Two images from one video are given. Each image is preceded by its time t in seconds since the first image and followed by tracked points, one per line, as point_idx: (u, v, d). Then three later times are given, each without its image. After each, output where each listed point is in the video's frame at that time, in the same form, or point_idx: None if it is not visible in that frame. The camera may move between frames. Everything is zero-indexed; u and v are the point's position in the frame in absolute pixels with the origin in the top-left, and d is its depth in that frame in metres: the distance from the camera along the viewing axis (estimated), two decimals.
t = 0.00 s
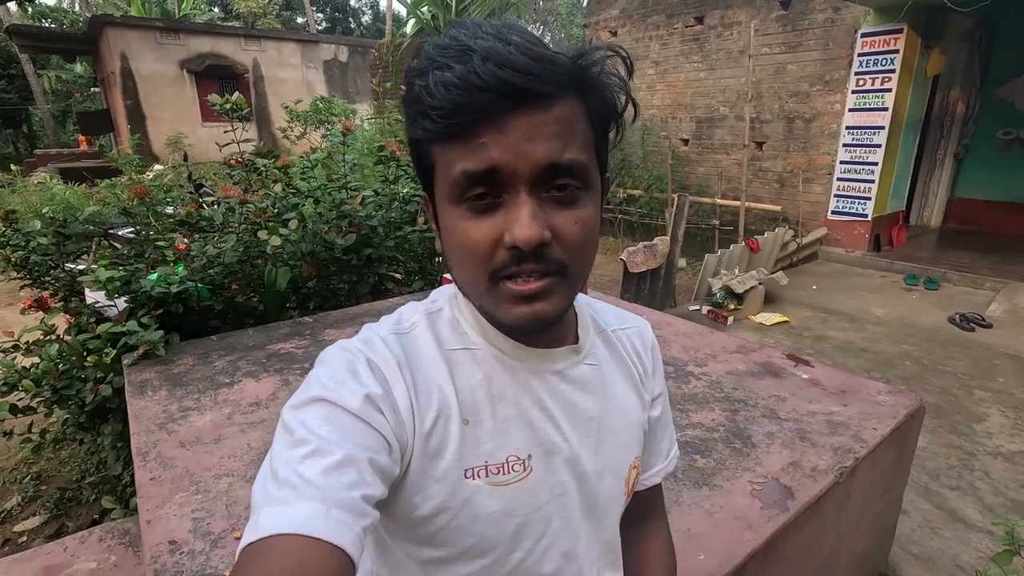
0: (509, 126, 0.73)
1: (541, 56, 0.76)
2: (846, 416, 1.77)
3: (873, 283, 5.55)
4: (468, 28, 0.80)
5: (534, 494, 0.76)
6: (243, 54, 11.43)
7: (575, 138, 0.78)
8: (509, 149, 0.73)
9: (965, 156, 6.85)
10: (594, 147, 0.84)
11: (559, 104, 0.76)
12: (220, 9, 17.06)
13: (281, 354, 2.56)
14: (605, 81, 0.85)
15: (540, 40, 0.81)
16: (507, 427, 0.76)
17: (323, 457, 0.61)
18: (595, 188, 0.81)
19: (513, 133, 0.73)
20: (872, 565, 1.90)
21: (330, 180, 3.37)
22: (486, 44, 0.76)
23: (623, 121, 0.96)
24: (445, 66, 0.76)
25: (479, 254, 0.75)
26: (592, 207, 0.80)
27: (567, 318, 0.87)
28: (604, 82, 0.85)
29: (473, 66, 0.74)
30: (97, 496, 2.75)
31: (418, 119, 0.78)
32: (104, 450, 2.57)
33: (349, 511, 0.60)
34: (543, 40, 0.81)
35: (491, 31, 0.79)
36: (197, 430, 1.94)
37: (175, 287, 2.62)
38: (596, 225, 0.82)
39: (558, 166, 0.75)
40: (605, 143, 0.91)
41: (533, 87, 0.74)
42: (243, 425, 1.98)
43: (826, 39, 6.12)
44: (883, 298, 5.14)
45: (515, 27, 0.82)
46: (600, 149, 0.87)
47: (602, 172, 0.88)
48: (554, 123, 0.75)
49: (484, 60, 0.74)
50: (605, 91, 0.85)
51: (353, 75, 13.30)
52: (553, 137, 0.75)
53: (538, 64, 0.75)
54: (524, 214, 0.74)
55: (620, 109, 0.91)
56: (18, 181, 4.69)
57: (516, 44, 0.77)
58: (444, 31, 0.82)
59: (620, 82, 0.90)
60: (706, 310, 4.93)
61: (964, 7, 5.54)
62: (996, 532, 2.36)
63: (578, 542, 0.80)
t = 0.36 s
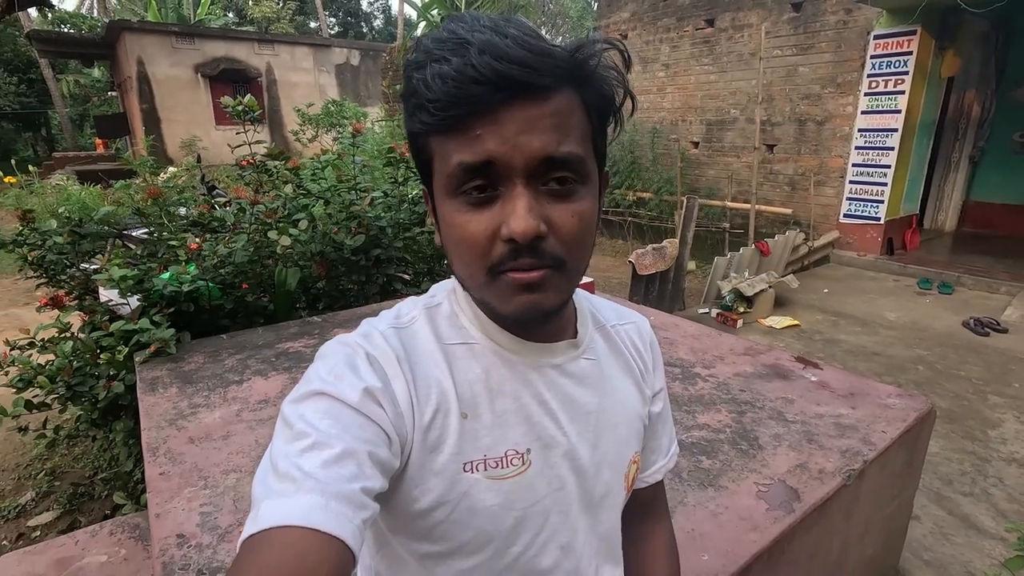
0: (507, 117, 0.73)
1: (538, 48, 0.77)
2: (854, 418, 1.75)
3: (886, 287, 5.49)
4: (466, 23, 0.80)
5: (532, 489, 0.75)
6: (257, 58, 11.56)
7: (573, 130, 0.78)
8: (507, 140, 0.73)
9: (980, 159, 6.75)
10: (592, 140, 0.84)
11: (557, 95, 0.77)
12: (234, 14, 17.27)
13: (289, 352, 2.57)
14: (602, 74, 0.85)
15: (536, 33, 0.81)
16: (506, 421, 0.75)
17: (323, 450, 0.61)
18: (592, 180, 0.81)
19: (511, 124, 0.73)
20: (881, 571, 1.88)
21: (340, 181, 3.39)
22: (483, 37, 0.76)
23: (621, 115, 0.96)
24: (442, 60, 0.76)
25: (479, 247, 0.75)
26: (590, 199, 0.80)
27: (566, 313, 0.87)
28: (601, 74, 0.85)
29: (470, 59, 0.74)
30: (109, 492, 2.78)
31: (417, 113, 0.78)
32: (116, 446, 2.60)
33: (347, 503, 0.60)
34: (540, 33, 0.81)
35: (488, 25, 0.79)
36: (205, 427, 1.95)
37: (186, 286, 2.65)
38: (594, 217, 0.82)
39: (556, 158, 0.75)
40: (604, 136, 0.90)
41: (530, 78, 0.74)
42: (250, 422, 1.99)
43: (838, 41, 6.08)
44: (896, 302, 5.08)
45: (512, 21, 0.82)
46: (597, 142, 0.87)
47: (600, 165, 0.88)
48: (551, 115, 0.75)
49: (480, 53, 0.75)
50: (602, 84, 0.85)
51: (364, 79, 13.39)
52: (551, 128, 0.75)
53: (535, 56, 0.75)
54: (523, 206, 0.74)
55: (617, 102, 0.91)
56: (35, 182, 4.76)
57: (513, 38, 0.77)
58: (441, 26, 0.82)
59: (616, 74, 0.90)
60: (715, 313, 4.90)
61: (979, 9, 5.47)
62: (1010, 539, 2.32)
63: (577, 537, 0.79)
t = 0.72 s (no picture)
0: (529, 116, 0.73)
1: (560, 49, 0.77)
2: (867, 425, 1.72)
3: (898, 291, 5.43)
4: (488, 24, 0.81)
5: (545, 491, 0.75)
6: (269, 61, 11.65)
7: (593, 129, 0.78)
8: (528, 136, 0.73)
9: (995, 163, 6.68)
10: (610, 140, 0.84)
11: (578, 95, 0.77)
12: (247, 18, 17.44)
13: (299, 354, 2.58)
14: (621, 76, 0.85)
15: (557, 34, 0.82)
16: (518, 423, 0.75)
17: (338, 449, 0.61)
18: (610, 180, 0.81)
19: (532, 122, 0.73)
20: None
21: (350, 183, 3.41)
22: (506, 38, 0.77)
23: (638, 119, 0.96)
24: (466, 59, 0.77)
25: (497, 244, 0.74)
26: (608, 199, 0.80)
27: (579, 315, 0.86)
28: (620, 76, 0.85)
29: (495, 57, 0.74)
30: (121, 491, 2.80)
31: (439, 111, 0.78)
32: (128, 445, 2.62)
33: (362, 503, 0.60)
34: (561, 35, 0.82)
35: (510, 26, 0.79)
36: (216, 427, 1.96)
37: (198, 288, 2.67)
38: (612, 216, 0.82)
39: (575, 156, 0.75)
40: (620, 139, 0.90)
41: (552, 77, 0.74)
42: (261, 423, 2.00)
43: (851, 43, 6.04)
44: (909, 307, 5.03)
45: (534, 23, 0.82)
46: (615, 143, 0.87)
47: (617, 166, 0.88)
48: (572, 114, 0.76)
49: (504, 52, 0.75)
50: (621, 86, 0.86)
51: (375, 82, 13.46)
52: (571, 127, 0.75)
53: (557, 55, 0.76)
54: (542, 203, 0.73)
55: (635, 105, 0.91)
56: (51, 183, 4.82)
57: (536, 38, 0.78)
58: (463, 28, 0.82)
59: (633, 78, 0.90)
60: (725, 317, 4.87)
61: (994, 10, 5.39)
62: None
63: (587, 540, 0.79)
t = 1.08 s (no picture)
0: (540, 119, 0.73)
1: (571, 55, 0.77)
2: (876, 431, 1.71)
3: (908, 295, 5.39)
4: (502, 31, 0.81)
5: (549, 493, 0.74)
6: (278, 64, 11.73)
7: (603, 134, 0.78)
8: (539, 141, 0.73)
9: (1008, 166, 6.62)
10: (619, 147, 0.84)
11: (588, 101, 0.77)
12: (257, 21, 17.56)
13: (307, 355, 2.58)
14: (630, 83, 0.85)
15: (569, 41, 0.82)
16: (524, 425, 0.74)
17: (347, 450, 0.61)
18: (619, 185, 0.81)
19: (542, 126, 0.73)
20: None
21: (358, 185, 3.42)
22: (519, 44, 0.77)
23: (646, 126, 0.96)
24: (479, 64, 0.77)
25: (507, 247, 0.74)
26: (617, 205, 0.80)
27: (585, 319, 0.86)
28: (630, 83, 0.85)
29: (508, 62, 0.75)
30: (129, 490, 2.81)
31: (450, 114, 0.78)
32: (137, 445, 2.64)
33: (371, 502, 0.60)
34: (573, 42, 0.82)
35: (523, 33, 0.80)
36: (224, 427, 1.97)
37: (207, 289, 2.68)
38: (620, 221, 0.81)
39: (585, 161, 0.75)
40: (628, 145, 0.90)
41: (563, 81, 0.74)
42: (267, 424, 2.01)
43: (861, 45, 6.00)
44: (919, 311, 4.98)
45: (547, 30, 0.83)
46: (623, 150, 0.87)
47: (625, 172, 0.88)
48: (582, 118, 0.76)
49: (517, 57, 0.75)
50: (630, 94, 0.86)
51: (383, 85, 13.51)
52: (582, 133, 0.76)
53: (570, 61, 0.76)
54: (552, 206, 0.73)
55: (643, 111, 0.91)
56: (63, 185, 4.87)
57: (548, 44, 0.78)
58: (476, 34, 0.83)
59: (643, 84, 0.90)
60: (732, 320, 4.85)
61: (1007, 12, 5.34)
62: None
63: (591, 543, 0.78)
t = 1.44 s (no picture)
0: (542, 119, 0.72)
1: (573, 56, 0.76)
2: (885, 436, 1.68)
3: (917, 299, 5.34)
4: (503, 33, 0.80)
5: (551, 497, 0.73)
6: (285, 67, 11.77)
7: (605, 135, 0.77)
8: (541, 141, 0.72)
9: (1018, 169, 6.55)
10: (621, 148, 0.83)
11: (591, 101, 0.76)
12: (264, 24, 17.66)
13: (310, 357, 2.58)
14: (632, 84, 0.84)
15: (571, 42, 0.81)
16: (525, 429, 0.73)
17: (346, 453, 0.60)
18: (621, 187, 0.80)
19: (544, 125, 0.72)
20: None
21: (362, 187, 3.42)
22: (520, 45, 0.76)
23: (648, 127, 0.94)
24: (481, 65, 0.76)
25: (509, 249, 0.73)
26: (619, 206, 0.79)
27: (587, 321, 0.85)
28: (631, 85, 0.84)
29: (509, 62, 0.73)
30: (134, 491, 2.82)
31: (451, 115, 0.77)
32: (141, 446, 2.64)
33: (369, 507, 0.58)
34: (574, 44, 0.81)
35: (524, 35, 0.79)
36: (226, 429, 1.97)
37: (211, 290, 2.68)
38: (622, 222, 0.80)
39: (588, 161, 0.74)
40: (629, 147, 0.89)
41: (565, 81, 0.73)
42: (270, 425, 2.00)
43: (869, 46, 5.96)
44: (928, 315, 4.93)
45: (548, 31, 0.82)
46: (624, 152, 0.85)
47: (627, 174, 0.86)
48: (584, 119, 0.74)
49: (519, 58, 0.74)
50: (632, 95, 0.84)
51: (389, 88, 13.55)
52: (584, 133, 0.74)
53: (571, 61, 0.75)
54: (554, 207, 0.72)
55: (645, 113, 0.89)
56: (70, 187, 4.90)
57: (550, 45, 0.77)
58: (477, 35, 0.82)
59: (645, 86, 0.89)
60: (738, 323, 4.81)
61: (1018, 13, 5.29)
62: None
63: (593, 548, 0.76)
